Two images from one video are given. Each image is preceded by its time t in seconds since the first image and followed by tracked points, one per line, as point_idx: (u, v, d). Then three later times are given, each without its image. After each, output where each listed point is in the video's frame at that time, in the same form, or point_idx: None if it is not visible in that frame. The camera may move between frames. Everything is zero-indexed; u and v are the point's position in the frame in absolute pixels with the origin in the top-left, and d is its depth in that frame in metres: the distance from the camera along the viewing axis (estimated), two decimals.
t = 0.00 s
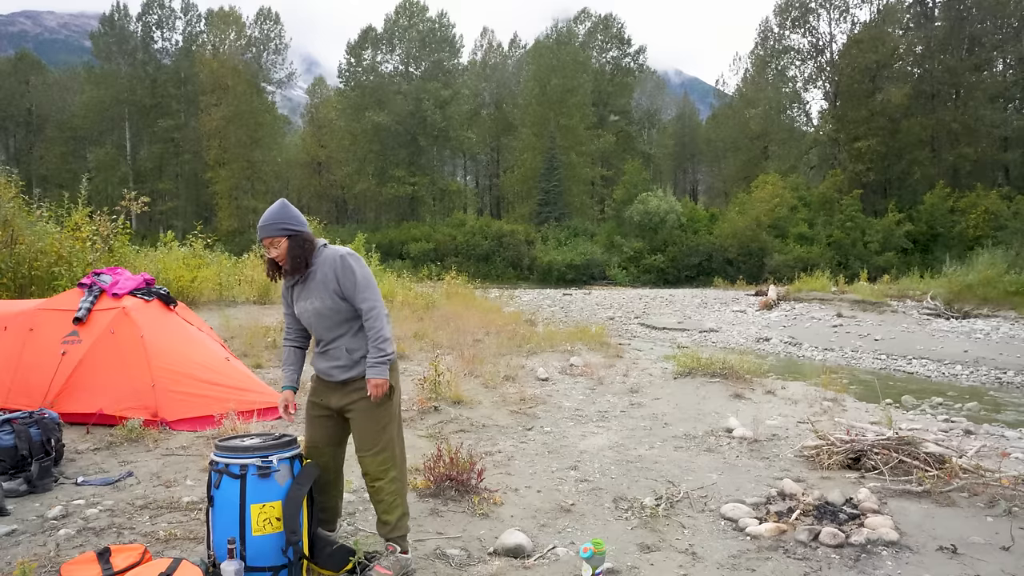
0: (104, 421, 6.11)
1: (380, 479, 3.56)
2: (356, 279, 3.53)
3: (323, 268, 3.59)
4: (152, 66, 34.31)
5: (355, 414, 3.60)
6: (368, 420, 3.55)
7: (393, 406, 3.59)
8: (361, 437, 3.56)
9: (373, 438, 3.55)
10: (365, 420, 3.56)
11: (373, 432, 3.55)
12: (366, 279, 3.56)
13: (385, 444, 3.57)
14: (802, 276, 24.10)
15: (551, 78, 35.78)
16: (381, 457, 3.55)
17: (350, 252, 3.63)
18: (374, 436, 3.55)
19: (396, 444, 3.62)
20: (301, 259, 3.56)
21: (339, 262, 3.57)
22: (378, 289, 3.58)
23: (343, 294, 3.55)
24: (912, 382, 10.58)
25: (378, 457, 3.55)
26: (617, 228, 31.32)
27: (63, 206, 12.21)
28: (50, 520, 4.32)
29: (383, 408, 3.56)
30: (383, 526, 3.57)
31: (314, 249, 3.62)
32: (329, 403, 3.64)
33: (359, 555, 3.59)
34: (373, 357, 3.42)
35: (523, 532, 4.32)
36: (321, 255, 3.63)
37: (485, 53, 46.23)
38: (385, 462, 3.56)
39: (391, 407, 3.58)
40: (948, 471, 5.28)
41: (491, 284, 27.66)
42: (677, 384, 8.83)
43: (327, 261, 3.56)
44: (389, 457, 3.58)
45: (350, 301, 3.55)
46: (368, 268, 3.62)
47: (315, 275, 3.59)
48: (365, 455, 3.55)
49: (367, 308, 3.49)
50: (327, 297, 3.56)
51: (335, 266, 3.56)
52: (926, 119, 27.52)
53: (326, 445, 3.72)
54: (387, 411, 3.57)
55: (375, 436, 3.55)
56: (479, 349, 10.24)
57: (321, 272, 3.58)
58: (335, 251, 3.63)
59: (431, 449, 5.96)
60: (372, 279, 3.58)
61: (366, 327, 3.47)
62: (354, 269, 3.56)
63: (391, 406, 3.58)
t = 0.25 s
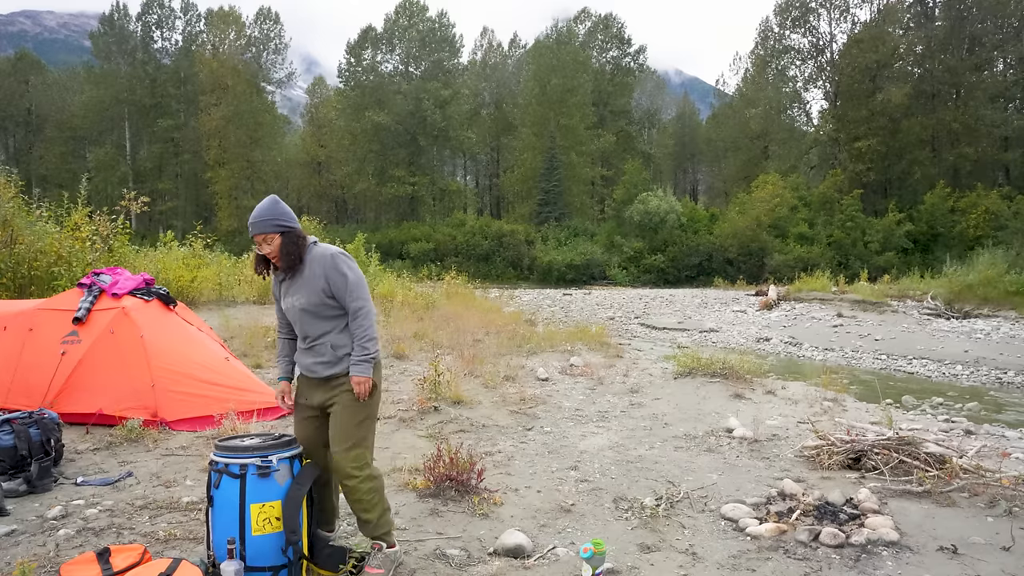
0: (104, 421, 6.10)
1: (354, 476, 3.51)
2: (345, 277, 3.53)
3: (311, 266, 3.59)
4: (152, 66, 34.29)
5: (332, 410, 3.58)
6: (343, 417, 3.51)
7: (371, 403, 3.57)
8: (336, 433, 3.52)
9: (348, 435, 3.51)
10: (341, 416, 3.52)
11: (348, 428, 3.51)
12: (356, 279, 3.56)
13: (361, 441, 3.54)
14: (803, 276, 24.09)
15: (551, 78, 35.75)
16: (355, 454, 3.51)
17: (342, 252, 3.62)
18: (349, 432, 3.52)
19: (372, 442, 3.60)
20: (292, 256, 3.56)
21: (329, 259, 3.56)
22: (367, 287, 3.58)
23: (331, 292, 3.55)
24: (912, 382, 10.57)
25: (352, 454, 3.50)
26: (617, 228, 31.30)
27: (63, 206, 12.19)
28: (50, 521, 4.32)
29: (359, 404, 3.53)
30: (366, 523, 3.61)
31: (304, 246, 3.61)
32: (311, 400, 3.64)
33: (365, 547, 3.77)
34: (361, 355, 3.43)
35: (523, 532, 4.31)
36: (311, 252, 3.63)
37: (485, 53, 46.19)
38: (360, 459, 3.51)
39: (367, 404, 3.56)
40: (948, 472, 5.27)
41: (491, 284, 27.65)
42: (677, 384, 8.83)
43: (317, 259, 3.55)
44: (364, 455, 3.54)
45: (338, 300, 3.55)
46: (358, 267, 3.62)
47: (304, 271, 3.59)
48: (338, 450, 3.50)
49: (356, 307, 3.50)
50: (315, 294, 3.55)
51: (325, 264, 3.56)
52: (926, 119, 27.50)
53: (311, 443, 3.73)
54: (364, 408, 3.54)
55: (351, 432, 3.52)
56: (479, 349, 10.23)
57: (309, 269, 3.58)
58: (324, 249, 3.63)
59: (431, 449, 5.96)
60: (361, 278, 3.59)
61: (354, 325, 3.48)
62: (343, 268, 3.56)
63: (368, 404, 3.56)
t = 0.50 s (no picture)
0: (104, 421, 6.10)
1: (340, 484, 3.50)
2: (334, 289, 3.46)
3: (302, 276, 3.52)
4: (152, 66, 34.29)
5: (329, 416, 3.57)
6: (334, 423, 3.50)
7: (366, 413, 3.52)
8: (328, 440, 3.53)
9: (340, 443, 3.50)
10: (335, 424, 3.51)
11: (338, 435, 3.50)
12: (347, 290, 3.49)
13: (350, 450, 3.50)
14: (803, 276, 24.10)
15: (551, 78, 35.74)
16: (344, 463, 3.50)
17: (331, 260, 3.53)
18: (341, 439, 3.50)
19: (365, 452, 3.55)
20: (282, 266, 3.49)
21: (319, 270, 3.49)
22: (357, 298, 3.50)
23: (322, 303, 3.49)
24: (912, 382, 10.57)
25: (343, 463, 3.49)
26: (617, 228, 31.30)
27: (63, 206, 12.19)
28: (50, 521, 4.32)
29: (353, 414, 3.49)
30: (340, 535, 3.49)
31: (294, 256, 3.52)
32: (310, 405, 3.65)
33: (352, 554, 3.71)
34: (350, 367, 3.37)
35: (523, 532, 4.31)
36: (301, 261, 3.55)
37: (485, 53, 46.19)
38: (351, 468, 3.50)
39: (362, 414, 3.51)
40: (948, 471, 5.27)
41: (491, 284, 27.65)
42: (677, 384, 8.83)
43: (306, 269, 3.49)
44: (354, 464, 3.52)
45: (329, 312, 3.49)
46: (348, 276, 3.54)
47: (295, 282, 3.53)
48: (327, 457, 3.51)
49: (345, 319, 3.43)
50: (307, 305, 3.51)
51: (314, 275, 3.49)
52: (926, 119, 27.49)
53: (315, 447, 3.74)
54: (359, 416, 3.50)
55: (343, 441, 3.50)
56: (479, 350, 10.23)
57: (300, 280, 3.52)
58: (314, 257, 3.55)
59: (431, 449, 5.96)
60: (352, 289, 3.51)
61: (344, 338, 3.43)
62: (333, 278, 3.48)
63: (363, 412, 3.51)
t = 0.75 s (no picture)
0: (104, 421, 6.11)
1: (341, 495, 3.43)
2: (319, 325, 3.25)
3: (288, 308, 3.31)
4: (152, 66, 34.28)
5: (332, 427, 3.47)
6: (335, 434, 3.41)
7: (370, 422, 3.42)
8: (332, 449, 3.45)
9: (342, 452, 3.42)
10: (337, 432, 3.43)
11: (340, 445, 3.41)
12: (331, 325, 3.25)
13: (353, 460, 3.41)
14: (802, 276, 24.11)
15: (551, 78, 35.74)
16: (347, 473, 3.42)
17: (316, 293, 3.28)
18: (343, 449, 3.41)
19: (367, 462, 3.46)
20: (267, 301, 3.29)
21: (304, 304, 3.26)
22: (344, 333, 3.27)
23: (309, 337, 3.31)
24: (912, 382, 10.57)
25: (344, 472, 3.41)
26: (617, 228, 31.29)
27: (63, 206, 12.20)
28: (50, 521, 4.32)
29: (355, 424, 3.40)
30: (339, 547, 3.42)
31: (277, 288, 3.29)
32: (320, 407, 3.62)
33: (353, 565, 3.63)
34: (326, 404, 3.22)
35: (523, 533, 4.31)
36: (289, 291, 3.33)
37: (485, 53, 46.20)
38: (351, 479, 3.42)
39: (366, 423, 3.41)
40: (948, 472, 5.27)
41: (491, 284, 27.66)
42: (677, 384, 8.83)
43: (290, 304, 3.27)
44: (355, 475, 3.43)
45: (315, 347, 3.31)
46: (336, 307, 3.29)
47: (282, 314, 3.34)
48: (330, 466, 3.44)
49: (328, 358, 3.24)
50: (296, 339, 3.35)
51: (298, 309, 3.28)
52: (926, 119, 27.49)
53: (325, 449, 3.73)
54: (362, 427, 3.40)
55: (345, 450, 3.41)
56: (479, 350, 10.23)
57: (286, 313, 3.32)
58: (302, 287, 3.31)
59: (432, 449, 5.96)
60: (338, 325, 3.26)
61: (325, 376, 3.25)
62: (317, 314, 3.25)
63: (365, 423, 3.41)
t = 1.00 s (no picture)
0: (104, 421, 6.12)
1: (348, 497, 3.42)
2: (322, 369, 3.16)
3: (281, 362, 3.14)
4: (152, 66, 34.26)
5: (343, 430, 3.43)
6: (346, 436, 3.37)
7: (382, 425, 3.41)
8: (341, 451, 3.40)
9: (353, 454, 3.38)
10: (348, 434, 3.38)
11: (349, 448, 3.37)
12: (338, 363, 3.18)
13: (362, 462, 3.39)
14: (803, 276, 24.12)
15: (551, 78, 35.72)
16: (354, 475, 3.40)
17: (315, 335, 3.18)
18: (353, 452, 3.38)
19: (377, 464, 3.45)
20: (255, 364, 3.10)
21: (302, 352, 3.14)
22: (347, 366, 3.20)
23: (310, 382, 3.21)
24: (913, 382, 10.57)
25: (353, 474, 3.39)
26: (617, 228, 31.28)
27: (63, 206, 12.19)
28: (50, 521, 4.32)
29: (367, 428, 3.38)
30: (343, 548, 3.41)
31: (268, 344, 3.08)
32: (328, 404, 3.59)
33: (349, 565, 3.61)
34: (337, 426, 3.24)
35: (523, 532, 4.31)
36: (280, 342, 3.14)
37: (485, 53, 46.20)
38: (360, 481, 3.40)
39: (378, 426, 3.39)
40: (948, 471, 5.27)
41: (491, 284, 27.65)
42: (677, 384, 8.84)
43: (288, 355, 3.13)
44: (363, 476, 3.42)
45: (319, 389, 3.23)
46: (334, 343, 3.20)
47: (275, 367, 3.16)
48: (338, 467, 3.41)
49: (335, 394, 3.19)
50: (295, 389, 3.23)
51: (298, 357, 3.15)
52: (926, 119, 27.48)
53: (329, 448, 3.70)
54: (373, 430, 3.39)
55: (356, 452, 3.38)
56: (480, 349, 10.23)
57: (280, 368, 3.15)
58: (293, 337, 3.15)
59: (431, 449, 5.96)
60: (342, 363, 3.19)
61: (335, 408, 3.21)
62: (319, 358, 3.15)
63: (376, 427, 3.39)
